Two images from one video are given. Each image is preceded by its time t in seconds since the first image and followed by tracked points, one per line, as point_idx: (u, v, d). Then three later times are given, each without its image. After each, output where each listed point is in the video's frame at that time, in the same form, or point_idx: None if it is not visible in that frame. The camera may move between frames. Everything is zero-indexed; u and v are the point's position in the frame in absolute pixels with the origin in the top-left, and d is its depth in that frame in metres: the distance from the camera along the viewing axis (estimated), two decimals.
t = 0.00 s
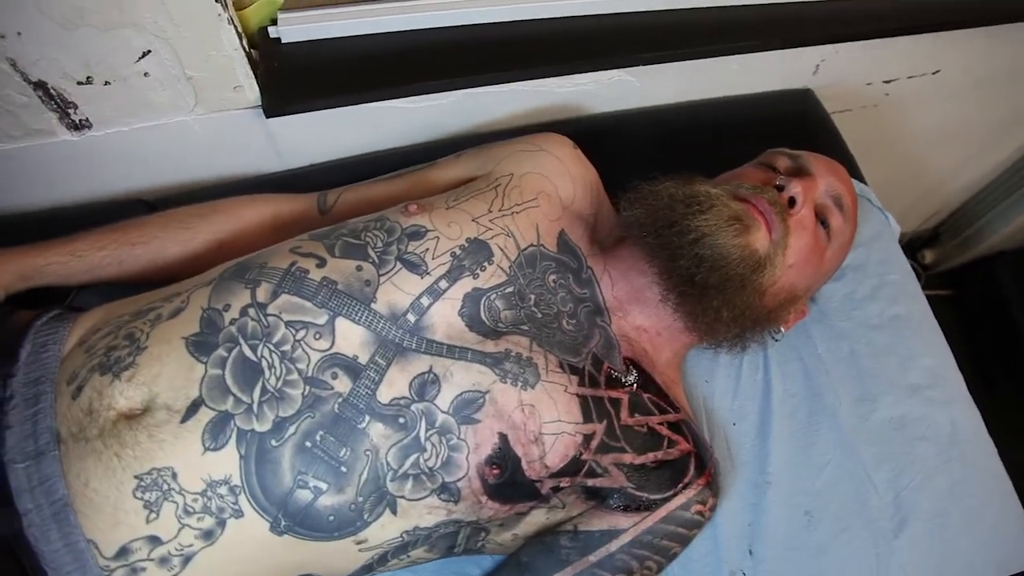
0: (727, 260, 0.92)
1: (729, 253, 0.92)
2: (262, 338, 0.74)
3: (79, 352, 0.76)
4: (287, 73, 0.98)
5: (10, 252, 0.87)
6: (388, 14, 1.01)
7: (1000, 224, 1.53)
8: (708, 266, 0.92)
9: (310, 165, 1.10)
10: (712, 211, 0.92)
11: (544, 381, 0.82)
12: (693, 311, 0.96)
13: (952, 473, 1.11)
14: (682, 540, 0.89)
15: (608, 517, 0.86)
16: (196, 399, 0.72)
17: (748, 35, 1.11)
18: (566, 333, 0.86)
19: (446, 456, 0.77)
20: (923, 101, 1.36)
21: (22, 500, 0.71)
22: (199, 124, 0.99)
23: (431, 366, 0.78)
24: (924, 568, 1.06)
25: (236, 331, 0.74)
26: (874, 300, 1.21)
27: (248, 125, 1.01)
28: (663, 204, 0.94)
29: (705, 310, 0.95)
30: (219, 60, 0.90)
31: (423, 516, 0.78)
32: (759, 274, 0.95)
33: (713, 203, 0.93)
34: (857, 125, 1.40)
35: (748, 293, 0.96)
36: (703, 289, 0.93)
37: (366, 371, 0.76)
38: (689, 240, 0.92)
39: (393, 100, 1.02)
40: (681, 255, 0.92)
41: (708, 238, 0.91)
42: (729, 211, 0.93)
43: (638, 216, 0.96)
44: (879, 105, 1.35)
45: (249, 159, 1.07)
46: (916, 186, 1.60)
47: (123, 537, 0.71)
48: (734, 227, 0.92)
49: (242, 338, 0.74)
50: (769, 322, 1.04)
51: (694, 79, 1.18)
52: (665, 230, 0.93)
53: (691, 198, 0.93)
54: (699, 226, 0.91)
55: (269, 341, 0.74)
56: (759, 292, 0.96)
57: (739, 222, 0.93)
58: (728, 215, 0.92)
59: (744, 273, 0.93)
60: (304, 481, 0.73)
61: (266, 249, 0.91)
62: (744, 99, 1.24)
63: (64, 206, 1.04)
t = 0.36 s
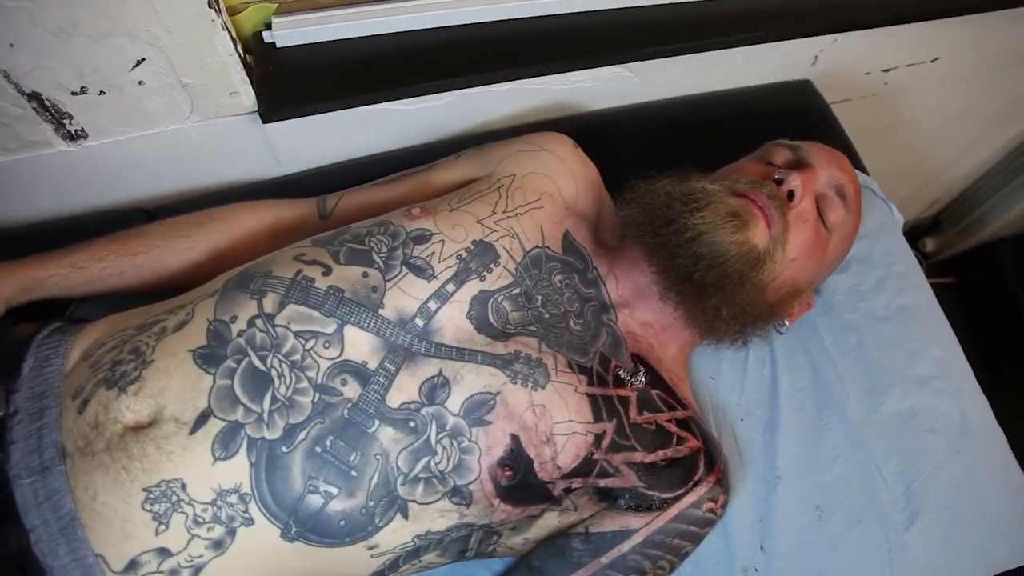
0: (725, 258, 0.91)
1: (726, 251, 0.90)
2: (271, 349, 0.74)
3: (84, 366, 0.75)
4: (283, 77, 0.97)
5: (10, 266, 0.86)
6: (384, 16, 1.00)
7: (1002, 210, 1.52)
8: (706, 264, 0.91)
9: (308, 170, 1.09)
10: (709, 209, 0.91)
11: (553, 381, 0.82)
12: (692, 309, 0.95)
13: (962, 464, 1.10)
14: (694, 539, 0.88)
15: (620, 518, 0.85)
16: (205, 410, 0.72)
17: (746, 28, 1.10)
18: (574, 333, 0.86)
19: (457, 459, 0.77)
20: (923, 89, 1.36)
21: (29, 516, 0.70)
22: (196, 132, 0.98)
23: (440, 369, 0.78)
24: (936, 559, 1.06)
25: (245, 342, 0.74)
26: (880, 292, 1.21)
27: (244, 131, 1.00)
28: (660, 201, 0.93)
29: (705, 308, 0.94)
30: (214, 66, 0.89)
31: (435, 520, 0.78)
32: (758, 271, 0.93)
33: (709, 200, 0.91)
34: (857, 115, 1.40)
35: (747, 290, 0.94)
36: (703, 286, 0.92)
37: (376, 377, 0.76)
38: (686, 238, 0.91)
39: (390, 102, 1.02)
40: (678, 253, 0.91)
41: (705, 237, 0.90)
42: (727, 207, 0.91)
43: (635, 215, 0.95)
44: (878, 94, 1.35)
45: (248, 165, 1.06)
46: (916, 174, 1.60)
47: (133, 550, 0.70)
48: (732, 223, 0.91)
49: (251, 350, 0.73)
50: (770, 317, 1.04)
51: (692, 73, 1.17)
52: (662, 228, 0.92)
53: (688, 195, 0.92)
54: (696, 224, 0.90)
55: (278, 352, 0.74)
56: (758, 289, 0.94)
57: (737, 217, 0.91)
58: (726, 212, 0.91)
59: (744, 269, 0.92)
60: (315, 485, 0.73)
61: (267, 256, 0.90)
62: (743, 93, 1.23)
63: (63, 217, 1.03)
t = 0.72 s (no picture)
0: (629, 293, 0.84)
1: (635, 283, 0.84)
2: (278, 346, 0.74)
3: (90, 367, 0.75)
4: (285, 77, 0.97)
5: (15, 270, 0.86)
6: (385, 15, 1.00)
7: (1007, 193, 1.53)
8: (611, 300, 0.85)
9: (311, 171, 1.10)
10: (614, 239, 0.84)
11: (557, 372, 0.82)
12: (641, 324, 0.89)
13: (969, 452, 1.11)
14: (702, 523, 0.87)
15: (627, 506, 0.85)
16: (213, 411, 0.72)
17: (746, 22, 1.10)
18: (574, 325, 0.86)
19: (469, 453, 0.77)
20: (921, 80, 1.36)
21: (40, 519, 0.70)
22: (198, 133, 0.98)
23: (447, 365, 0.78)
24: (944, 547, 1.06)
25: (252, 340, 0.74)
26: (883, 282, 1.21)
27: (247, 132, 1.00)
28: (577, 223, 0.87)
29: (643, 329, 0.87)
30: (217, 68, 0.89)
31: (449, 517, 0.78)
32: (675, 292, 0.86)
33: (618, 230, 0.84)
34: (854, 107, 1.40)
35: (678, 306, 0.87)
36: (618, 318, 0.85)
37: (384, 375, 0.76)
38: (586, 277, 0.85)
39: (391, 100, 1.02)
40: (587, 286, 0.85)
41: (611, 272, 0.84)
42: (637, 237, 0.84)
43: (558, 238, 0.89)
44: (876, 86, 1.35)
45: (250, 166, 1.06)
46: (915, 165, 1.60)
47: (143, 552, 0.70)
48: (631, 257, 0.83)
49: (258, 348, 0.73)
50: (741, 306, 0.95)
51: (692, 68, 1.17)
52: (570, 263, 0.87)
53: (600, 226, 0.85)
54: (592, 265, 0.84)
55: (286, 349, 0.74)
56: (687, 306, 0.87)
57: (641, 248, 0.83)
58: (630, 246, 0.84)
59: (654, 299, 0.85)
60: (327, 487, 0.73)
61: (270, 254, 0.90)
62: (742, 86, 1.24)
63: (67, 222, 1.04)
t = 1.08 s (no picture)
0: (609, 315, 0.82)
1: (616, 304, 0.82)
2: (292, 346, 0.74)
3: (103, 368, 0.75)
4: (293, 78, 0.97)
5: (26, 273, 0.87)
6: (390, 16, 1.01)
7: (1008, 187, 1.54)
8: (595, 322, 0.83)
9: (317, 172, 1.10)
10: (597, 259, 0.83)
11: (563, 371, 0.82)
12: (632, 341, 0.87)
13: (977, 444, 1.11)
14: (713, 515, 0.87)
15: (639, 501, 0.85)
16: (228, 410, 0.72)
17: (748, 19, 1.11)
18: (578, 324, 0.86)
19: (480, 453, 0.77)
20: (922, 75, 1.36)
21: (55, 519, 0.71)
22: (206, 135, 0.98)
23: (455, 366, 0.78)
24: (954, 539, 1.07)
25: (265, 340, 0.74)
26: (889, 277, 1.21)
27: (255, 133, 1.01)
28: (566, 237, 0.86)
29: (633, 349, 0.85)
30: (225, 70, 0.90)
31: (463, 517, 0.78)
32: (657, 314, 0.83)
33: (601, 249, 0.83)
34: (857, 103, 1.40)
35: (664, 326, 0.84)
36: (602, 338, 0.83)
37: (395, 376, 0.76)
38: (569, 297, 0.84)
39: (396, 101, 1.02)
40: (573, 302, 0.84)
41: (595, 291, 0.82)
42: (618, 259, 0.82)
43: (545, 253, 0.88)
44: (878, 83, 1.35)
45: (257, 168, 1.07)
46: (917, 161, 1.60)
47: (158, 553, 0.70)
48: (610, 279, 0.82)
49: (272, 347, 0.74)
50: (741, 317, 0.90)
51: (695, 65, 1.18)
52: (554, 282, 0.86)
53: (584, 245, 0.84)
54: (575, 284, 0.83)
55: (299, 349, 0.74)
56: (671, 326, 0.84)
57: (622, 270, 0.82)
58: (611, 267, 0.82)
59: (635, 321, 0.82)
60: (344, 487, 0.73)
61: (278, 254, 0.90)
62: (745, 83, 1.24)
63: (75, 225, 1.04)
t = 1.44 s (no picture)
0: (621, 325, 0.82)
1: (628, 314, 0.81)
2: (298, 352, 0.74)
3: (108, 375, 0.75)
4: (297, 83, 0.97)
5: (29, 279, 0.86)
6: (394, 20, 1.00)
7: (1009, 190, 1.54)
8: (606, 332, 0.83)
9: (321, 177, 1.10)
10: (609, 268, 0.82)
11: (569, 377, 0.82)
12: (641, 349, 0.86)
13: (982, 448, 1.11)
14: (719, 521, 0.87)
15: (646, 507, 0.85)
16: (235, 417, 0.72)
17: (752, 23, 1.11)
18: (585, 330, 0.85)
19: (487, 459, 0.77)
20: (924, 78, 1.36)
21: (61, 528, 0.70)
22: (209, 140, 0.98)
23: (461, 372, 0.78)
24: (960, 543, 1.07)
25: (272, 346, 0.74)
26: (893, 280, 1.21)
27: (258, 138, 1.01)
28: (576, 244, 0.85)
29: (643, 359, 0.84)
30: (228, 75, 0.90)
31: (471, 524, 0.78)
32: (669, 324, 0.83)
33: (613, 259, 0.83)
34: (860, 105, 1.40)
35: (675, 336, 0.84)
36: (613, 349, 0.83)
37: (401, 382, 0.76)
38: (580, 306, 0.84)
39: (400, 105, 1.02)
40: (582, 310, 0.84)
41: (606, 302, 0.82)
42: (630, 269, 0.82)
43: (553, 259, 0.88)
44: (880, 85, 1.35)
45: (261, 173, 1.06)
46: (919, 163, 1.60)
47: (164, 561, 0.70)
48: (623, 289, 0.82)
49: (279, 353, 0.73)
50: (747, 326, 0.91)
51: (698, 68, 1.17)
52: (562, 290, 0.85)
53: (595, 253, 0.84)
54: (586, 293, 0.83)
55: (306, 355, 0.74)
56: (682, 336, 0.84)
57: (635, 280, 0.81)
58: (623, 276, 0.82)
59: (647, 331, 0.82)
60: (352, 493, 0.73)
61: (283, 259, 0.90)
62: (748, 86, 1.24)
63: (78, 231, 1.04)
